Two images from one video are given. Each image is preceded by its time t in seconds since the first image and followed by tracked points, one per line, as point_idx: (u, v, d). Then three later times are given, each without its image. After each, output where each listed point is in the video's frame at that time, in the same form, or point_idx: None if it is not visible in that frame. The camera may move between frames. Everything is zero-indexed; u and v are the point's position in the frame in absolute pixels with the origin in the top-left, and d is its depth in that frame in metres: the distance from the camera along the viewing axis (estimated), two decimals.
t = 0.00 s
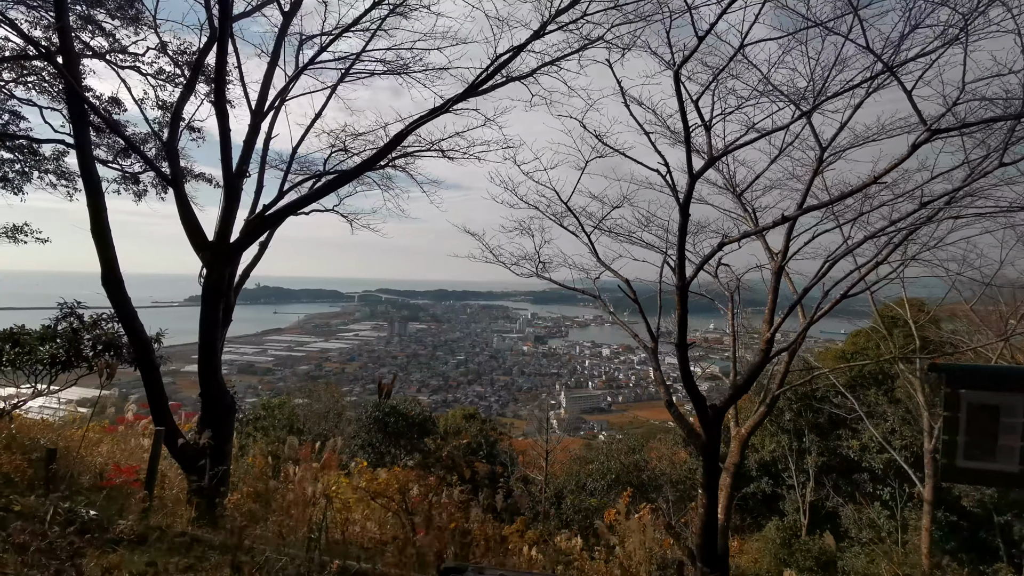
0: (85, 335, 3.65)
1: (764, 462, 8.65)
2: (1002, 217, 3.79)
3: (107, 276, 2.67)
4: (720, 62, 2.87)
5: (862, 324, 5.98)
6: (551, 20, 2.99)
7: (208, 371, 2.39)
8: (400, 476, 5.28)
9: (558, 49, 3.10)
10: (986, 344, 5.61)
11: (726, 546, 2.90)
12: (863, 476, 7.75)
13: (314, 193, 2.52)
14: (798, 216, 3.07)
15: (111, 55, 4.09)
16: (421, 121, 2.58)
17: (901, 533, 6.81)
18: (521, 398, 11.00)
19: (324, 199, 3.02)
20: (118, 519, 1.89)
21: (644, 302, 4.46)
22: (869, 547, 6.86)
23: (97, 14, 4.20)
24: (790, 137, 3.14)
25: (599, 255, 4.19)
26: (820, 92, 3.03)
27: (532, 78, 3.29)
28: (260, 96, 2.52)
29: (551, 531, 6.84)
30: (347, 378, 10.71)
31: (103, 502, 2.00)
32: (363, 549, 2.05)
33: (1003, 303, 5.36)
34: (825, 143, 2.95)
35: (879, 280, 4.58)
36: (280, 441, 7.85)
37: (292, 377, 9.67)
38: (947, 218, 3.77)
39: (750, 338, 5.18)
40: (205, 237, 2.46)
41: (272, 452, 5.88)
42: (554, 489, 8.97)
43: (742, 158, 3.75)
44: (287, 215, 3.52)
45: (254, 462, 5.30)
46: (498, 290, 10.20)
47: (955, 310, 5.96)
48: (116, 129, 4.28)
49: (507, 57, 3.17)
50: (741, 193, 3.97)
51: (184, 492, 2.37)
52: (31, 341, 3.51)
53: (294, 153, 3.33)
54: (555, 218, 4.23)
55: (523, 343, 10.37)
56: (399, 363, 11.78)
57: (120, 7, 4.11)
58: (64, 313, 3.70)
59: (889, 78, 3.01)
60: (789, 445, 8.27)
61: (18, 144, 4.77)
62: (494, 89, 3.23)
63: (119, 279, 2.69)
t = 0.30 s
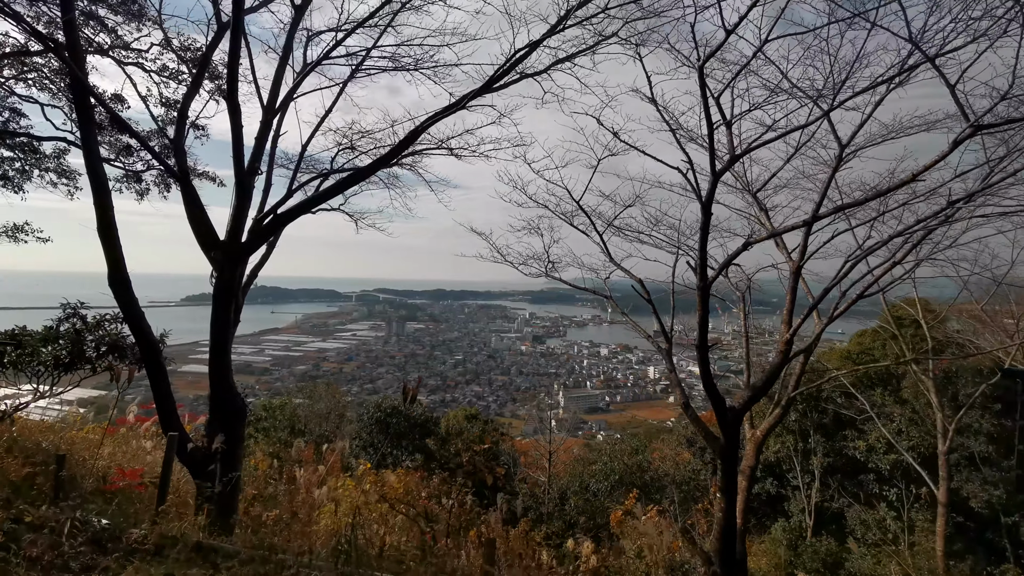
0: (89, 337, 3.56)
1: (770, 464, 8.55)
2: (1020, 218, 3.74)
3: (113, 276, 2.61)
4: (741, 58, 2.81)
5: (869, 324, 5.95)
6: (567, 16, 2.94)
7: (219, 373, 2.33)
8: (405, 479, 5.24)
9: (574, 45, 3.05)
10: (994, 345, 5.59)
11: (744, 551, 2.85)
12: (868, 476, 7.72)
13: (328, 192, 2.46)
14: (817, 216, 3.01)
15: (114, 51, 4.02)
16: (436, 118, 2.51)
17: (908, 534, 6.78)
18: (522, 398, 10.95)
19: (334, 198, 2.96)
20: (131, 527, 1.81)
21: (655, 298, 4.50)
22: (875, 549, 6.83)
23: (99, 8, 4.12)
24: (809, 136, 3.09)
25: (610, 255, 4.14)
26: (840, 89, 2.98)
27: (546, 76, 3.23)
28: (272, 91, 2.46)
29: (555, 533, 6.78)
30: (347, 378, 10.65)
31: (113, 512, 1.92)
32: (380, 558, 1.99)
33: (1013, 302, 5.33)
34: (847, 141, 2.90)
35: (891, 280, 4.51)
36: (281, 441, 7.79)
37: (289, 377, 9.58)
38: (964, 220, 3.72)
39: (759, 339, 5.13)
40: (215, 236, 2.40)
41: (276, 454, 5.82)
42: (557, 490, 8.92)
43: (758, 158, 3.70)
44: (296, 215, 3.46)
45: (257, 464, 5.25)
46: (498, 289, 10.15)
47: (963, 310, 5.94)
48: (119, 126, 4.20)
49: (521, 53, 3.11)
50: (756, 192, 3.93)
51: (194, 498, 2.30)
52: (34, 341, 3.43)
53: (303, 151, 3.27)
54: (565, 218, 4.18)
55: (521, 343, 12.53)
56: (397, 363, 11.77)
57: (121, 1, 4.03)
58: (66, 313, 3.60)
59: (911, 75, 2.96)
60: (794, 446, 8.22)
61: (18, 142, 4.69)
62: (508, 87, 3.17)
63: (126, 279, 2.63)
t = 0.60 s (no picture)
0: (92, 337, 3.51)
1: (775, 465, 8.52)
2: None
3: (123, 277, 2.55)
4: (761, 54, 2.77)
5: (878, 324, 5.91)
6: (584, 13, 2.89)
7: (233, 374, 2.29)
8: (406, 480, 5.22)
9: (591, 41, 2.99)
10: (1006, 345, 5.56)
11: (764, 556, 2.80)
12: (874, 477, 7.69)
13: (343, 191, 2.42)
14: (837, 216, 2.97)
15: (120, 48, 3.97)
16: (453, 115, 2.48)
17: (917, 534, 6.75)
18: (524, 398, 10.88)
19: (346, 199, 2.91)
20: (147, 533, 1.76)
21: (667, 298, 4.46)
22: (883, 550, 6.80)
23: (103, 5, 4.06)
24: (828, 134, 3.05)
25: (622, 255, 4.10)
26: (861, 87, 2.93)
27: (561, 73, 3.20)
28: (287, 88, 2.41)
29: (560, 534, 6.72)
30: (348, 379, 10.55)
31: (129, 520, 1.87)
32: (399, 565, 1.93)
33: None
34: (868, 139, 2.86)
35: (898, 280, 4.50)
36: (283, 443, 7.72)
37: (287, 377, 9.48)
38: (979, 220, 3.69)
39: (768, 339, 5.09)
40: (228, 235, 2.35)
41: (279, 456, 5.77)
42: (561, 491, 8.86)
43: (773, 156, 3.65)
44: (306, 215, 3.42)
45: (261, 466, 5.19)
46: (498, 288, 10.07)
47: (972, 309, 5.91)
48: (123, 124, 4.15)
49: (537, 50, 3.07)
50: (770, 191, 3.88)
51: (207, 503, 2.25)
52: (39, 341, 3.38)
53: (313, 150, 3.22)
54: (576, 216, 4.13)
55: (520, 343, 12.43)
56: (396, 363, 11.71)
57: None
58: (72, 313, 3.57)
59: (932, 73, 2.92)
60: (799, 446, 8.18)
61: (20, 140, 4.63)
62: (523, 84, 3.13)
63: (136, 280, 2.58)
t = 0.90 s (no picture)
0: (102, 334, 3.49)
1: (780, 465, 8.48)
2: None
3: (137, 276, 2.51)
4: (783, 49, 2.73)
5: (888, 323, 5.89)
6: (605, 8, 2.85)
7: (252, 375, 2.24)
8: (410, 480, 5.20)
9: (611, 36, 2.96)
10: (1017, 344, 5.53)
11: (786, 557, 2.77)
12: (881, 477, 7.67)
13: (363, 187, 2.39)
14: (859, 214, 2.94)
15: (128, 43, 3.92)
16: (475, 110, 2.45)
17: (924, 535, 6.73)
18: (526, 398, 10.85)
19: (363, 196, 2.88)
20: (173, 538, 1.72)
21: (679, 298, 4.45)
22: (891, 550, 6.78)
23: None
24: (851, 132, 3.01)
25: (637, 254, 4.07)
26: (885, 83, 2.90)
27: (579, 69, 3.16)
28: (307, 83, 2.37)
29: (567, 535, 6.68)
30: (348, 378, 10.50)
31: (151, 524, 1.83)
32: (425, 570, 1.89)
33: None
34: (891, 137, 2.82)
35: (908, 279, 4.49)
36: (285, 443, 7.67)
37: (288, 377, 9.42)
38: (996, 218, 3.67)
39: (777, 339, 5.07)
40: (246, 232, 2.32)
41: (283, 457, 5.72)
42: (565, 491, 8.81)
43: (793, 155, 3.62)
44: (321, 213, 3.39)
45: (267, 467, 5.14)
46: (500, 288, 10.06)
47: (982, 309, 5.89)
48: (131, 121, 4.10)
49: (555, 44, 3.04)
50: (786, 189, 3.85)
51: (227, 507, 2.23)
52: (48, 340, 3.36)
53: (329, 148, 3.18)
54: (591, 215, 4.11)
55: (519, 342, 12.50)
56: (396, 363, 11.66)
57: None
58: (81, 312, 3.56)
59: (959, 69, 2.88)
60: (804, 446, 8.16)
61: (25, 137, 4.57)
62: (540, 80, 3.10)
63: (151, 278, 2.54)
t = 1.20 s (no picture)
0: (108, 335, 3.47)
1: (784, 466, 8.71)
2: None
3: (148, 277, 2.47)
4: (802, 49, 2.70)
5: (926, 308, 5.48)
6: (620, 6, 2.82)
7: (266, 378, 2.20)
8: (415, 481, 5.20)
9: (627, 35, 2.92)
10: None
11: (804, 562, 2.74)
12: (886, 478, 7.66)
13: (378, 188, 2.35)
14: (878, 215, 2.91)
15: (135, 42, 3.88)
16: (492, 108, 2.41)
17: (931, 536, 6.71)
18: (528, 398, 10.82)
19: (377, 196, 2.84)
20: (192, 548, 1.68)
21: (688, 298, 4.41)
22: (897, 552, 6.77)
23: None
24: (867, 132, 2.99)
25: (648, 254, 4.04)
26: (904, 82, 2.87)
27: (593, 68, 3.14)
28: (321, 81, 2.32)
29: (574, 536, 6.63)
30: (347, 378, 10.43)
31: (168, 533, 1.79)
32: None
33: None
34: (910, 137, 2.79)
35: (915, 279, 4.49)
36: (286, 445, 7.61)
37: (287, 377, 9.36)
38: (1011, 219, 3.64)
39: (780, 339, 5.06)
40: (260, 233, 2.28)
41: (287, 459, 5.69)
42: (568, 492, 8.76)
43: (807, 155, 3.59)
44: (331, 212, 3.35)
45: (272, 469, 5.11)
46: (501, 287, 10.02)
47: (989, 309, 5.89)
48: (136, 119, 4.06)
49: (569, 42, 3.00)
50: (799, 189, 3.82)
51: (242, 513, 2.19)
52: (54, 341, 3.33)
53: (339, 147, 3.15)
54: (601, 214, 4.07)
55: (518, 343, 12.38)
56: (394, 364, 11.61)
57: None
58: (87, 313, 3.53)
59: (979, 69, 2.85)
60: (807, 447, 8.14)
61: (27, 136, 4.51)
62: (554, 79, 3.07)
63: (162, 280, 2.50)
